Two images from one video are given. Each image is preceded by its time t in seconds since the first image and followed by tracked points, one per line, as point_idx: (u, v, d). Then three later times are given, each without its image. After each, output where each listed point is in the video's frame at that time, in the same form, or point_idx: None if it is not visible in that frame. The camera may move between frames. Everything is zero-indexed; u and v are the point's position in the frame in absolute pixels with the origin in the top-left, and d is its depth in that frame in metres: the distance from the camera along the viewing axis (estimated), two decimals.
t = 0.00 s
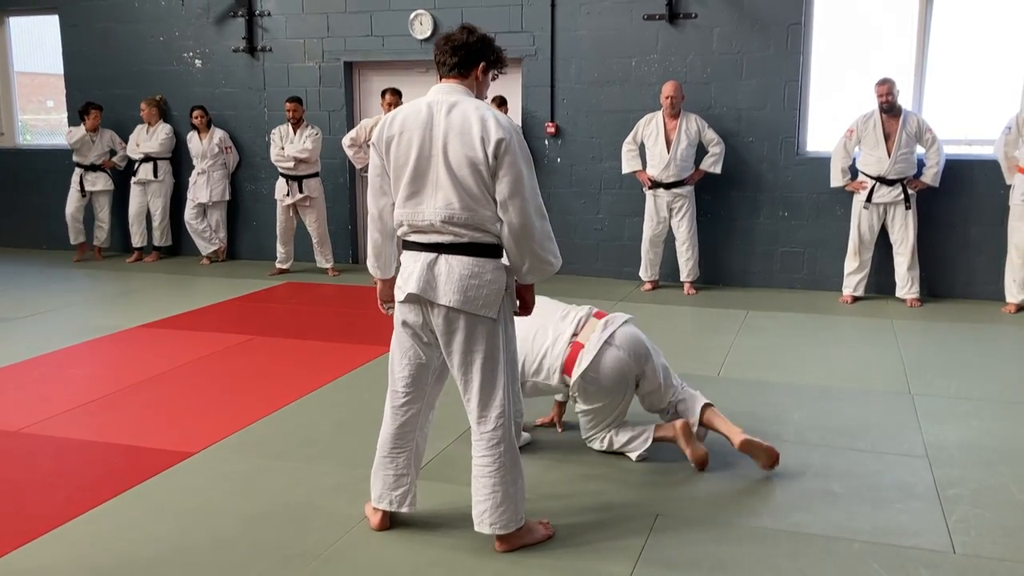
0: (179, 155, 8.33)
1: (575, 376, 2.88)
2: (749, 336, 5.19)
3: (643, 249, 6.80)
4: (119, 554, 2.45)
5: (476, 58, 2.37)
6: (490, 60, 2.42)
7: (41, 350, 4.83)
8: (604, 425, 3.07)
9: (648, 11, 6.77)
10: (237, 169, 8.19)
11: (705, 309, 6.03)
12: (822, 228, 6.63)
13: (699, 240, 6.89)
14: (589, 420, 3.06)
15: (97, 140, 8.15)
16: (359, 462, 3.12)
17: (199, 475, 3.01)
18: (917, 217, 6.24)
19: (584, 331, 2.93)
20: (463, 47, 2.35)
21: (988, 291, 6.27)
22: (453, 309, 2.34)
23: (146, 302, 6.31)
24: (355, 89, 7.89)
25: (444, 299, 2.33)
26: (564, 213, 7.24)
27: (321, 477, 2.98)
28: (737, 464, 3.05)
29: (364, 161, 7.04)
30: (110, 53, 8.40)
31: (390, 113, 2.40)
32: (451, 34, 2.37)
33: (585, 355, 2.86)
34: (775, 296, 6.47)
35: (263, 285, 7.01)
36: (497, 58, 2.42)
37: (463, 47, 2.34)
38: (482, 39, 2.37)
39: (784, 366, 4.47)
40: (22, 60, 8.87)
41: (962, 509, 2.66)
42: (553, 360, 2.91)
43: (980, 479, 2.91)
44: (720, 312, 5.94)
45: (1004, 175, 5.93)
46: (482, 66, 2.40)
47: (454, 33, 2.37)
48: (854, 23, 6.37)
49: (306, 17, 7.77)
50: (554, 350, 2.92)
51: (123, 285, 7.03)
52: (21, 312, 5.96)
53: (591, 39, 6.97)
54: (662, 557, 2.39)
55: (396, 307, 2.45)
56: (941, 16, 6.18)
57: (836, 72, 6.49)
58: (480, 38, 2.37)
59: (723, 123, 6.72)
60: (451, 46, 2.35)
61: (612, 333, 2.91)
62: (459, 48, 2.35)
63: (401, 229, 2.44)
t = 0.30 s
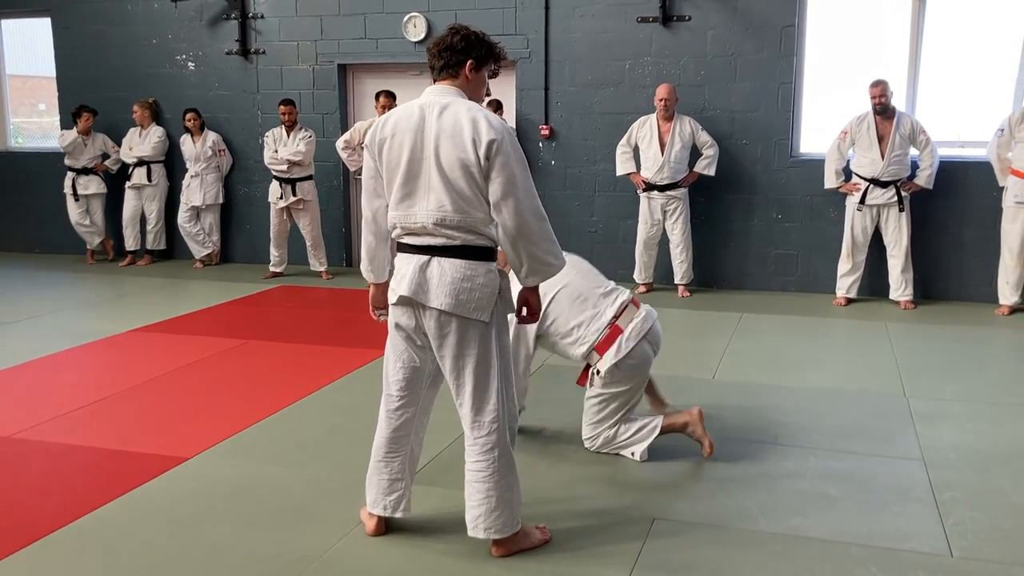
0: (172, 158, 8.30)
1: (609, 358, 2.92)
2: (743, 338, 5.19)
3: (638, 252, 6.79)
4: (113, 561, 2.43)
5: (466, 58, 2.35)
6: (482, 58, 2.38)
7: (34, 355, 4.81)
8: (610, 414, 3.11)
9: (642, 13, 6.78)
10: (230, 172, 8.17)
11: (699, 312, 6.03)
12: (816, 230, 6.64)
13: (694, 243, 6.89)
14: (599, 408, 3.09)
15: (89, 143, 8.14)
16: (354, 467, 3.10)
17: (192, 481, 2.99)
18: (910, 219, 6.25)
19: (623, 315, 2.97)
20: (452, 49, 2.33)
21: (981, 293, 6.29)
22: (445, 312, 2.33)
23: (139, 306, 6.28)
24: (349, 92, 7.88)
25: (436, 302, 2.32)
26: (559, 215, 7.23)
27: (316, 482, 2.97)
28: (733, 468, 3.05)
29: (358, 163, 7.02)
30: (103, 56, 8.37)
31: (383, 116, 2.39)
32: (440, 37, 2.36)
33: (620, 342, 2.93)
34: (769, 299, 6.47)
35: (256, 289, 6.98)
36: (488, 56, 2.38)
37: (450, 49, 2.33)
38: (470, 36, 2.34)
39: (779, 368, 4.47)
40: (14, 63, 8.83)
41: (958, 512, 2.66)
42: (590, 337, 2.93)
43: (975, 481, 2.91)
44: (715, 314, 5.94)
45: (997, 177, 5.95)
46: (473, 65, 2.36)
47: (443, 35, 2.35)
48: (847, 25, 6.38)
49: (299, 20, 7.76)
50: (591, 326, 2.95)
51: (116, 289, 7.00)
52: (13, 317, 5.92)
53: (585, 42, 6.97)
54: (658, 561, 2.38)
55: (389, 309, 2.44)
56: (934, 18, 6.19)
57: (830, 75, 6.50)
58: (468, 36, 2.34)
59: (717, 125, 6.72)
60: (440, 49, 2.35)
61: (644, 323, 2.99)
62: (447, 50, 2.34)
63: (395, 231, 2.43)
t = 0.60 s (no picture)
0: (165, 163, 8.27)
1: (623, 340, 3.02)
2: (738, 343, 5.18)
3: (632, 257, 6.79)
4: (102, 568, 2.39)
5: (460, 61, 2.33)
6: (476, 60, 2.36)
7: (26, 360, 4.77)
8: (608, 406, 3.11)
9: (636, 18, 6.78)
10: (223, 177, 8.14)
11: (694, 316, 6.02)
12: (810, 235, 6.64)
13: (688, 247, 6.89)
14: (601, 398, 3.08)
15: (83, 149, 8.10)
16: (348, 473, 3.08)
17: (185, 487, 2.96)
18: (904, 224, 6.26)
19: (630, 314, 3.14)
20: (446, 52, 2.32)
21: (975, 297, 6.29)
22: (440, 315, 2.31)
23: (132, 311, 6.25)
24: (343, 97, 7.86)
25: (430, 306, 2.30)
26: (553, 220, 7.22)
27: (309, 488, 2.94)
28: (728, 472, 3.03)
29: (351, 168, 7.00)
30: (95, 61, 8.34)
31: (377, 120, 2.38)
32: (434, 40, 2.34)
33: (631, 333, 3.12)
34: (763, 303, 6.47)
35: (250, 294, 6.95)
36: (482, 58, 2.35)
37: (445, 52, 2.31)
38: (464, 39, 2.32)
39: (774, 373, 4.46)
40: None
41: (954, 516, 2.65)
42: (615, 315, 2.99)
43: (972, 485, 2.90)
44: (710, 319, 5.93)
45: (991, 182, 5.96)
46: (467, 68, 2.35)
47: (436, 38, 2.34)
48: (841, 30, 6.40)
49: (293, 25, 7.75)
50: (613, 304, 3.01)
51: (108, 294, 6.96)
52: (4, 322, 5.88)
53: (579, 47, 6.97)
54: (654, 567, 2.36)
55: (384, 313, 2.42)
56: (928, 23, 6.20)
57: (823, 80, 6.51)
58: (461, 38, 2.32)
59: (711, 130, 6.73)
60: (434, 53, 2.33)
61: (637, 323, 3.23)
62: (441, 53, 2.32)
63: (390, 235, 2.42)
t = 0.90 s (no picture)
0: (166, 169, 8.28)
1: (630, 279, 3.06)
2: (737, 347, 5.16)
3: (633, 261, 6.77)
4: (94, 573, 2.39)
5: (450, 65, 2.31)
6: (467, 64, 2.35)
7: (25, 366, 4.77)
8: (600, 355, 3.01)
9: (635, 22, 6.78)
10: (224, 183, 8.15)
11: (695, 320, 6.00)
12: (811, 238, 6.62)
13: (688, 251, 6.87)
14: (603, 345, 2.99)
15: (85, 156, 8.13)
16: (343, 478, 3.07)
17: (179, 492, 2.96)
18: (905, 227, 6.24)
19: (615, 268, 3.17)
20: (438, 56, 2.30)
21: (977, 300, 6.27)
22: (435, 319, 2.30)
23: (132, 317, 6.25)
24: (343, 102, 7.87)
25: (425, 309, 2.29)
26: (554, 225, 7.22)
27: (304, 493, 2.93)
28: (726, 477, 3.01)
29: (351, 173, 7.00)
30: (97, 68, 8.36)
31: (369, 124, 2.37)
32: (424, 44, 2.32)
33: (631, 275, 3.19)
34: (764, 306, 6.45)
35: (250, 300, 6.96)
36: (473, 62, 2.34)
37: (438, 56, 2.29)
38: (456, 43, 2.31)
39: (774, 376, 4.44)
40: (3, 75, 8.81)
41: (952, 520, 2.63)
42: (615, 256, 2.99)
43: (970, 488, 2.88)
44: (710, 323, 5.92)
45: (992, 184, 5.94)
46: (459, 72, 2.33)
47: (426, 41, 2.32)
48: (841, 33, 6.39)
49: (293, 31, 7.76)
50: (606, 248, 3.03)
51: (109, 300, 6.96)
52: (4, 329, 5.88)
53: (579, 51, 6.97)
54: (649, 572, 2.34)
55: (377, 317, 2.41)
56: (928, 26, 6.19)
57: (823, 84, 6.50)
58: (453, 42, 2.31)
59: (711, 133, 6.72)
60: (425, 56, 2.31)
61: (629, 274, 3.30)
62: (432, 57, 2.30)
63: (383, 240, 2.40)
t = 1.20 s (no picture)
0: (186, 175, 8.38)
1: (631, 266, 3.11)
2: (750, 355, 5.14)
3: (647, 268, 6.76)
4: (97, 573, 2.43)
5: (450, 73, 2.34)
6: (465, 72, 2.38)
7: (42, 369, 4.85)
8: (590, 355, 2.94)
9: (650, 30, 6.79)
10: (243, 189, 8.23)
11: (708, 328, 5.98)
12: (827, 246, 6.58)
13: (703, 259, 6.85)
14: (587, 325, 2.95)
15: (107, 161, 8.23)
16: (347, 483, 3.09)
17: (186, 494, 3.00)
18: (921, 235, 6.19)
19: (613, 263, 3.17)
20: (440, 64, 2.31)
21: (995, 310, 6.19)
22: (435, 325, 2.32)
23: (149, 321, 6.33)
24: (360, 110, 7.93)
25: (426, 316, 2.31)
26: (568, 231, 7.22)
27: (308, 497, 2.96)
28: (729, 486, 3.01)
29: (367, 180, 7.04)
30: (119, 75, 8.49)
31: (368, 132, 2.37)
32: (423, 49, 2.32)
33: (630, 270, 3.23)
34: (778, 314, 6.41)
35: (267, 305, 7.01)
36: (471, 70, 2.37)
37: (437, 64, 2.30)
38: (455, 51, 2.32)
39: (785, 385, 4.42)
40: (32, 83, 8.97)
41: (956, 532, 2.61)
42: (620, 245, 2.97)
43: (977, 500, 2.85)
44: (724, 330, 5.89)
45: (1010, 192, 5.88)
46: (458, 80, 2.36)
47: (425, 48, 2.31)
48: (857, 41, 6.35)
49: (311, 38, 7.83)
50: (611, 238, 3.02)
51: (128, 304, 7.05)
52: (24, 331, 5.98)
53: (594, 58, 6.98)
54: None
55: (378, 324, 2.42)
56: (944, 34, 6.15)
57: (839, 91, 6.47)
58: (453, 50, 2.32)
59: (726, 140, 6.70)
60: (426, 63, 2.31)
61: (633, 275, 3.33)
62: (433, 65, 2.31)
63: (383, 247, 2.42)
